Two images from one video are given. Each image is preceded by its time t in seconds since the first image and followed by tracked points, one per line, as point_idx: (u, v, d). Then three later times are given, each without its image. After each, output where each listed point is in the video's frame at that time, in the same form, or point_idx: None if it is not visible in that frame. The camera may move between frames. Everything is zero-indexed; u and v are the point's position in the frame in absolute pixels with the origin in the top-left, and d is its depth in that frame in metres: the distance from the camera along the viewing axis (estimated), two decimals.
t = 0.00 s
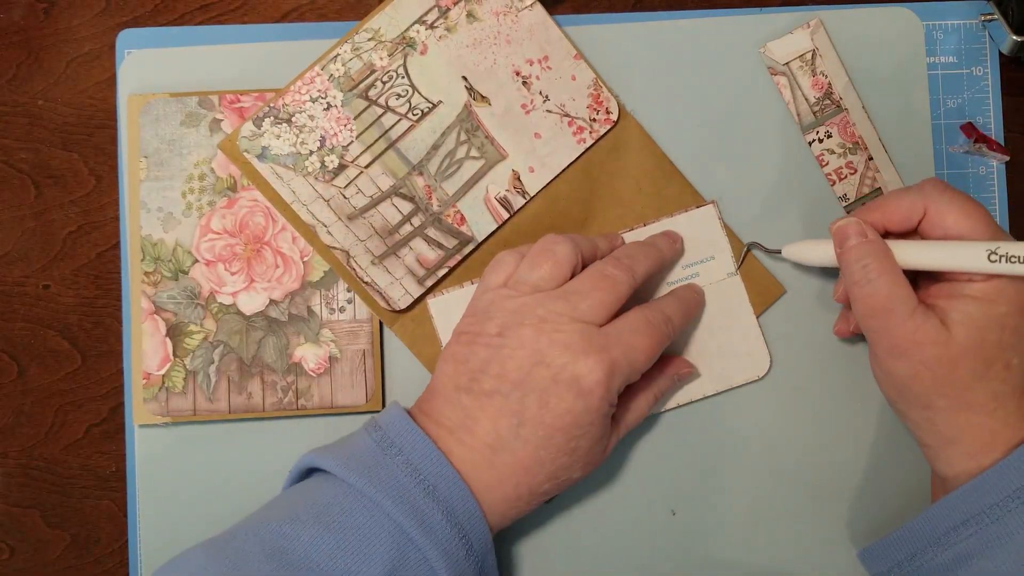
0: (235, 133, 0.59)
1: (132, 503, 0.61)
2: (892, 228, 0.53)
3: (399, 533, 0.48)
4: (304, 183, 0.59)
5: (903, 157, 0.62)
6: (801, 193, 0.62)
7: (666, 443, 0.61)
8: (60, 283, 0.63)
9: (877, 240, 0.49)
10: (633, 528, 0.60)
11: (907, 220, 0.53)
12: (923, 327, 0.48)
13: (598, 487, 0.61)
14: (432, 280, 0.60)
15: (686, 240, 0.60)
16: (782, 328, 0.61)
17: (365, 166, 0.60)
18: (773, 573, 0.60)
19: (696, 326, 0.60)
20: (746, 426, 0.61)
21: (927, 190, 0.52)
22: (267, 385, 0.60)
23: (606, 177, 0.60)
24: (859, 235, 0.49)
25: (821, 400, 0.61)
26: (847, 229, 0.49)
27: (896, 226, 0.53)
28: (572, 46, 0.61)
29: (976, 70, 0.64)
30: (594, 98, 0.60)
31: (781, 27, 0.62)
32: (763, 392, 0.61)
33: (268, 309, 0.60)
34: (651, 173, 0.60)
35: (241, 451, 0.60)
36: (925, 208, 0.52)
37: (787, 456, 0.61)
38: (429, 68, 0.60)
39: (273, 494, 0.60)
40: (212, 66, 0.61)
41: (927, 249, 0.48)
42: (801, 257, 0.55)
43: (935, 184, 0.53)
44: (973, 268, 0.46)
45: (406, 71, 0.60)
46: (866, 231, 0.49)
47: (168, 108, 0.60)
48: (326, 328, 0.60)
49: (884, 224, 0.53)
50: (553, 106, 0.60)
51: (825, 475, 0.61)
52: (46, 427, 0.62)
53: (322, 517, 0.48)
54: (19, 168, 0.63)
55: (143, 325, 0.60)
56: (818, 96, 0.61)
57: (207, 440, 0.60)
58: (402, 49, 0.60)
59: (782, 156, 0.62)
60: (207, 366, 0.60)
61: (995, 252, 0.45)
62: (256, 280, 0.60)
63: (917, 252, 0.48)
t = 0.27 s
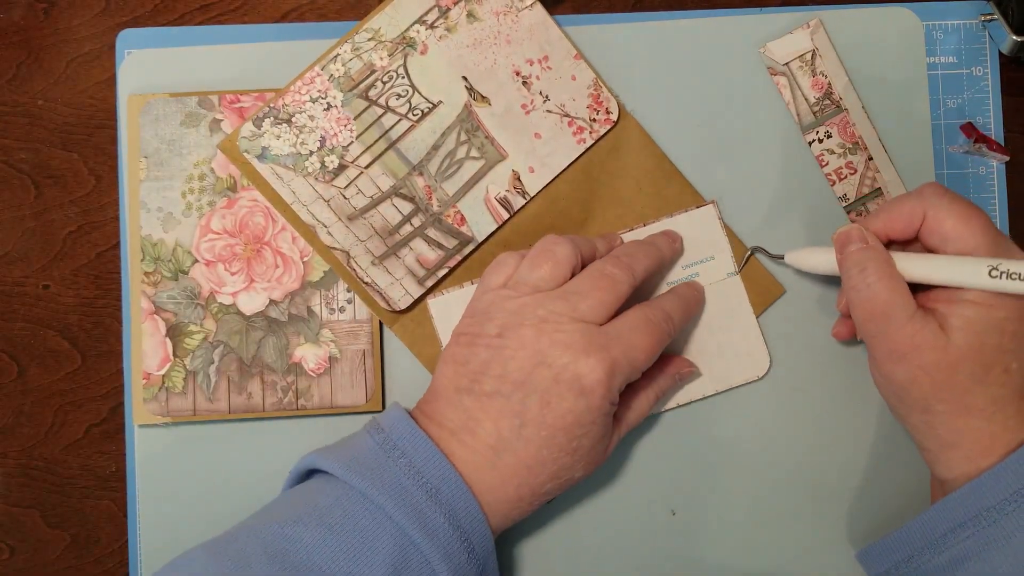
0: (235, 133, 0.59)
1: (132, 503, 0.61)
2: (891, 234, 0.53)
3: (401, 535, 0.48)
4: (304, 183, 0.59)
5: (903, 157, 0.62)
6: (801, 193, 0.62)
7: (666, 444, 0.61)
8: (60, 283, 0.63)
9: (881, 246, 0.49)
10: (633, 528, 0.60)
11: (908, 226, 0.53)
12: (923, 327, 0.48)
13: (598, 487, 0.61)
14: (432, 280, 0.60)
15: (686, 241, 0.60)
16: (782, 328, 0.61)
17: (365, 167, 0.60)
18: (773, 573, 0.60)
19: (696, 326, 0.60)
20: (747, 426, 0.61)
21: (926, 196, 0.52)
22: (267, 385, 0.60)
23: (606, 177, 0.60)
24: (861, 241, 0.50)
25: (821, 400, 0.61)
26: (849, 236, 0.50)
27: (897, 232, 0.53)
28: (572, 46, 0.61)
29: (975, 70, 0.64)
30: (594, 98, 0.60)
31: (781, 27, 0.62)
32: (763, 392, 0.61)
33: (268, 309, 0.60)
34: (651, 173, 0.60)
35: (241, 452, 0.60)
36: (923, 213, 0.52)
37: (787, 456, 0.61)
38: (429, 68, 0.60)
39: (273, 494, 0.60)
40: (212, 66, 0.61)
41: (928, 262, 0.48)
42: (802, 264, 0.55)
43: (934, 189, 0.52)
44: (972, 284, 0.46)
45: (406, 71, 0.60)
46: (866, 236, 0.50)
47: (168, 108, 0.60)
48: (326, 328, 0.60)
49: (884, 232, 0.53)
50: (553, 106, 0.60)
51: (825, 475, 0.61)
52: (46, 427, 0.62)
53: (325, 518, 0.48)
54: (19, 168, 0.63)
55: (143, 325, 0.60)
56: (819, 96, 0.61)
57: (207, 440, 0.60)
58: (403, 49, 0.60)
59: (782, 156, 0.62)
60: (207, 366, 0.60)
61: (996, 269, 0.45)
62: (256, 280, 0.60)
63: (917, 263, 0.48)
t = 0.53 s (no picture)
0: (235, 133, 0.59)
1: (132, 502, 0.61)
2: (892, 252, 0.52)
3: (402, 534, 0.48)
4: (304, 184, 0.59)
5: (903, 157, 0.62)
6: (801, 193, 0.62)
7: (666, 444, 0.61)
8: (60, 283, 0.63)
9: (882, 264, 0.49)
10: (633, 528, 0.61)
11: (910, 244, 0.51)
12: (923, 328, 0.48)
13: (598, 487, 0.61)
14: (433, 280, 0.60)
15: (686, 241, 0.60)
16: (783, 328, 0.61)
17: (366, 167, 0.60)
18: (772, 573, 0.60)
19: (696, 326, 0.60)
20: (747, 426, 0.61)
21: (925, 213, 0.51)
22: (267, 386, 0.60)
23: (607, 178, 0.60)
24: (863, 261, 0.50)
25: (821, 400, 0.61)
26: (853, 254, 0.51)
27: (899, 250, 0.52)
28: (572, 46, 0.61)
29: (976, 71, 0.64)
30: (594, 98, 0.60)
31: (781, 27, 0.62)
32: (763, 392, 0.61)
33: (268, 309, 0.60)
34: (651, 173, 0.60)
35: (241, 452, 0.60)
36: (924, 230, 0.50)
37: (787, 456, 0.61)
38: (429, 68, 0.60)
39: (273, 494, 0.60)
40: (213, 66, 0.61)
41: (931, 288, 0.47)
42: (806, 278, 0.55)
43: (934, 206, 0.51)
44: (974, 316, 0.46)
45: (406, 71, 0.60)
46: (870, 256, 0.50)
47: (168, 109, 0.60)
48: (327, 328, 0.60)
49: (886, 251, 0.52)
50: (553, 106, 0.60)
51: (825, 476, 0.61)
52: (46, 427, 0.62)
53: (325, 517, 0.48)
54: (19, 168, 0.63)
55: (143, 325, 0.60)
56: (819, 96, 0.61)
57: (207, 440, 0.60)
58: (403, 49, 0.60)
59: (782, 156, 0.62)
60: (207, 367, 0.60)
61: (999, 303, 0.45)
62: (256, 280, 0.60)
63: (918, 287, 0.48)
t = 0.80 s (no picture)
0: (235, 133, 0.59)
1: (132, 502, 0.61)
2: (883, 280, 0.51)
3: (404, 532, 0.48)
4: (304, 184, 0.59)
5: (903, 157, 0.62)
6: (801, 193, 0.62)
7: (666, 444, 0.61)
8: (60, 283, 0.63)
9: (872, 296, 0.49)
10: (633, 528, 0.61)
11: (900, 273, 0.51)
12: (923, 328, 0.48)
13: (598, 487, 0.61)
14: (433, 280, 0.60)
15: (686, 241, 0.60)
16: (783, 328, 0.61)
17: (366, 167, 0.60)
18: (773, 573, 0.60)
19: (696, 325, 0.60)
20: (747, 426, 0.61)
21: (915, 240, 0.50)
22: (267, 385, 0.60)
23: (607, 178, 0.60)
24: (853, 292, 0.49)
25: (822, 400, 0.61)
26: (842, 287, 0.50)
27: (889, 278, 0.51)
28: (572, 46, 0.61)
29: (976, 71, 0.64)
30: (594, 98, 0.60)
31: (781, 27, 0.62)
32: (764, 392, 0.61)
33: (268, 309, 0.60)
34: (651, 173, 0.60)
35: (241, 451, 0.60)
36: (914, 258, 0.50)
37: (787, 456, 0.61)
38: (429, 68, 0.60)
39: (273, 494, 0.60)
40: (212, 66, 0.61)
41: (923, 316, 0.47)
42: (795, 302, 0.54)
43: (922, 233, 0.50)
44: (965, 346, 0.45)
45: (406, 71, 0.60)
46: (860, 286, 0.49)
47: (168, 109, 0.60)
48: (327, 328, 0.60)
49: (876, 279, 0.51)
50: (553, 106, 0.60)
51: (825, 475, 0.61)
52: (46, 427, 0.62)
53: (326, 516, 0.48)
54: (19, 168, 0.63)
55: (143, 325, 0.60)
56: (819, 96, 0.61)
57: (207, 440, 0.60)
58: (403, 49, 0.60)
59: (783, 156, 0.62)
60: (207, 367, 0.60)
61: (989, 335, 0.44)
62: (256, 280, 0.60)
63: (910, 315, 0.47)
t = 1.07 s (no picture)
0: (235, 133, 0.59)
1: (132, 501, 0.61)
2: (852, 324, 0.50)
3: (408, 534, 0.48)
4: (304, 184, 0.59)
5: (903, 157, 0.62)
6: (801, 194, 0.62)
7: (666, 443, 0.61)
8: (60, 283, 0.63)
9: (840, 350, 0.48)
10: (633, 528, 0.61)
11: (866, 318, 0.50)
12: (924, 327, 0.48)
13: (598, 488, 0.61)
14: (433, 280, 0.60)
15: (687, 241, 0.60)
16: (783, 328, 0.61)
17: (366, 167, 0.60)
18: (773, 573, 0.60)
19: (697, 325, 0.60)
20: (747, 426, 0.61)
21: (878, 283, 0.50)
22: (267, 385, 0.60)
23: (607, 178, 0.60)
24: (820, 350, 0.48)
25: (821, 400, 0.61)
26: (806, 343, 0.48)
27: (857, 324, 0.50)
28: (572, 46, 0.61)
29: (976, 71, 0.64)
30: (594, 98, 0.60)
31: (781, 27, 0.62)
32: (763, 392, 0.61)
33: (268, 309, 0.60)
34: (651, 174, 0.60)
35: (242, 451, 0.60)
36: (881, 304, 0.49)
37: (787, 456, 0.61)
38: (430, 68, 0.60)
39: (273, 494, 0.60)
40: (212, 66, 0.61)
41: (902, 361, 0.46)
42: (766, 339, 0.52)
43: (886, 275, 0.50)
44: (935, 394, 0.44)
45: (406, 71, 0.60)
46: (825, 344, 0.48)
47: (168, 109, 0.60)
48: (327, 328, 0.60)
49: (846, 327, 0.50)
50: (554, 106, 0.60)
51: (826, 476, 0.61)
52: (46, 427, 0.62)
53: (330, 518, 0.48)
54: (19, 168, 0.63)
55: (143, 325, 0.60)
56: (818, 97, 0.61)
57: (208, 440, 0.60)
58: (403, 49, 0.60)
59: (782, 156, 0.62)
60: (207, 367, 0.60)
61: (958, 390, 0.43)
62: (256, 280, 0.60)
63: (881, 360, 0.47)
